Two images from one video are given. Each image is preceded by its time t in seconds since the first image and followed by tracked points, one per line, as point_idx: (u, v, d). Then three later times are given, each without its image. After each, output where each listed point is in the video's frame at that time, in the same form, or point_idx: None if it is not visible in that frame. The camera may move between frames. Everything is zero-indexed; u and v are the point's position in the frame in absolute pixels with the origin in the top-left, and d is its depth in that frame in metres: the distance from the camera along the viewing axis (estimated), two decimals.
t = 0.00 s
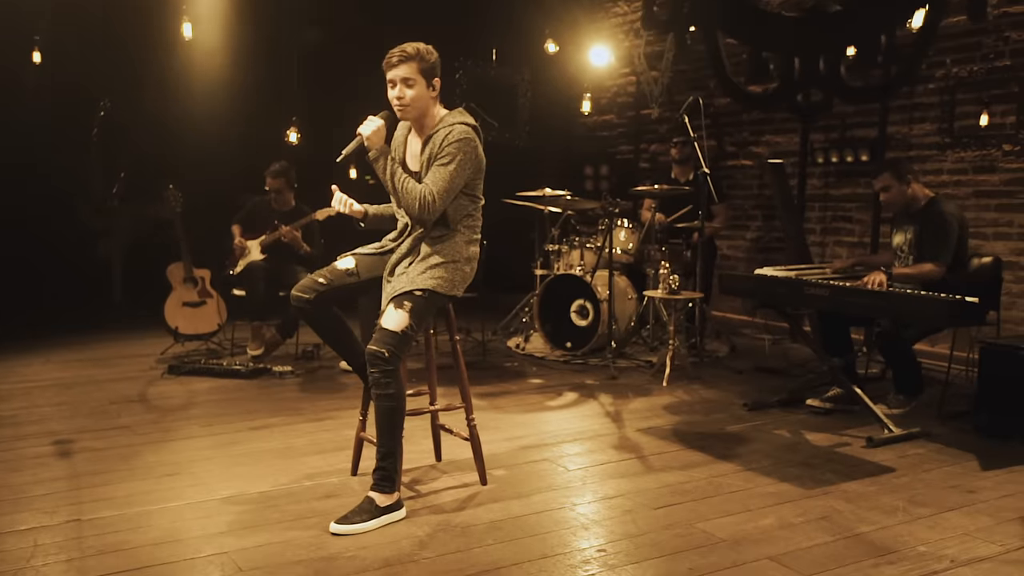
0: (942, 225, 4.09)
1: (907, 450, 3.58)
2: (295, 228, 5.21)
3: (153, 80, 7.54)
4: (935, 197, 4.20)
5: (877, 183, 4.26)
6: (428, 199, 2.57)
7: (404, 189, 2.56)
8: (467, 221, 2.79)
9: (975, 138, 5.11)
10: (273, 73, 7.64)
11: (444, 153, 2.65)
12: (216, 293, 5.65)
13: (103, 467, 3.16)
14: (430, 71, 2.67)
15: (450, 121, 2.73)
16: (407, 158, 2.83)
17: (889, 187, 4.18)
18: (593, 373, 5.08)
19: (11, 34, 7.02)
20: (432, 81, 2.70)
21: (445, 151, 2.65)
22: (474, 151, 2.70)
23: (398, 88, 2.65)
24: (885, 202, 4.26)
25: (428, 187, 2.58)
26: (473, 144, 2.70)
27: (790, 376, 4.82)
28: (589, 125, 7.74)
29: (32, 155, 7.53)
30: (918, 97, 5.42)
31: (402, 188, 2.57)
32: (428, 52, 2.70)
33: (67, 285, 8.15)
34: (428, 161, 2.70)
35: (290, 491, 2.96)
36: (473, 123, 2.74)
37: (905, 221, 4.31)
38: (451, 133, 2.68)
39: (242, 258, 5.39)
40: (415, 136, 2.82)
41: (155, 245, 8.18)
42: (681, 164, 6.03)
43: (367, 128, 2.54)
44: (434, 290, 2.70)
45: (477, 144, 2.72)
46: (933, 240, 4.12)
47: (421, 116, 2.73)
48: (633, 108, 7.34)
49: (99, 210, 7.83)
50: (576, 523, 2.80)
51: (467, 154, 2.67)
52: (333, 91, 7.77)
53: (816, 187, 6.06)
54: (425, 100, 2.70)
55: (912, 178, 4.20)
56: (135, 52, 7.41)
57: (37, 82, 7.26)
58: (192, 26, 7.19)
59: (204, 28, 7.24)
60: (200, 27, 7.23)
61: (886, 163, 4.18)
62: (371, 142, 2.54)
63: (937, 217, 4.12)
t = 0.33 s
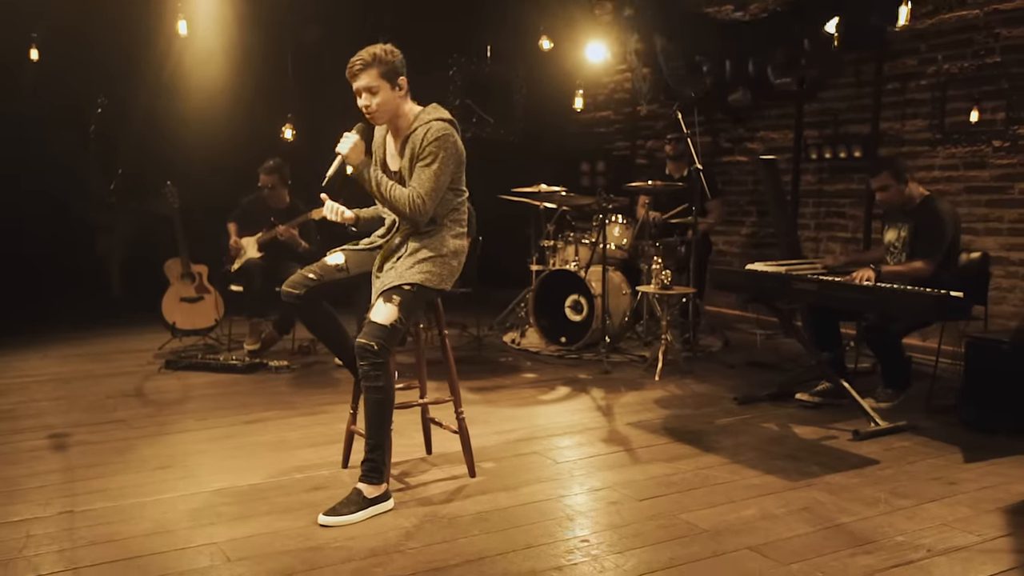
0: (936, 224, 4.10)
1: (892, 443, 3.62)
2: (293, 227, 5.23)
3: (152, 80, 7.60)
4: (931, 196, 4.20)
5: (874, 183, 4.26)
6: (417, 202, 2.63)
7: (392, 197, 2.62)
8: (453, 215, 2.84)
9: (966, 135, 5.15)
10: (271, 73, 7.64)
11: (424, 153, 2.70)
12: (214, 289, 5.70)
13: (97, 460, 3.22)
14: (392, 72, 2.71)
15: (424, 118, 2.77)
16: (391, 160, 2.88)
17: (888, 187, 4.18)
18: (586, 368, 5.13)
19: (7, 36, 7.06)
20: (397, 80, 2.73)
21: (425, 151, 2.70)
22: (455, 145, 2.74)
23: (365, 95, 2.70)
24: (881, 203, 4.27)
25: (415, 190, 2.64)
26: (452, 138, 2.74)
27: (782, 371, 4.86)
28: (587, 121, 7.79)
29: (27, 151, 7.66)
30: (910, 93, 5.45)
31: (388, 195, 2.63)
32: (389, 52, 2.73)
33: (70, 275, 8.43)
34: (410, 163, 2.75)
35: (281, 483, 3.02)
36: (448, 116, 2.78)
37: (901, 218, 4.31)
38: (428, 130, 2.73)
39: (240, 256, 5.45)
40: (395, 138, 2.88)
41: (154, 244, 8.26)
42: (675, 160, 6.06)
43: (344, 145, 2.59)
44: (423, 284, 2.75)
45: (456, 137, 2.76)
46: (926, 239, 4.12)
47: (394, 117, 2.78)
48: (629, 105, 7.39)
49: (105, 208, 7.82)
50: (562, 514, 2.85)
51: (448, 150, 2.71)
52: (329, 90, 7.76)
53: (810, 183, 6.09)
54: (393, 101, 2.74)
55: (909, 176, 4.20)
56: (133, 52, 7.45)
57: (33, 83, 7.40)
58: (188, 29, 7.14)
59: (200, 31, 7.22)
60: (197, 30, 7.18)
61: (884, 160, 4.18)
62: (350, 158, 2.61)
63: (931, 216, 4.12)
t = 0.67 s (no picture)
0: (921, 220, 4.15)
1: (876, 435, 3.68)
2: (288, 226, 5.28)
3: (149, 79, 7.69)
4: (916, 191, 4.26)
5: (860, 177, 4.30)
6: (414, 201, 2.71)
7: (389, 202, 2.71)
8: (440, 208, 2.89)
9: (954, 132, 5.20)
10: (266, 72, 7.68)
11: (409, 152, 2.77)
12: (211, 285, 5.76)
13: (93, 453, 3.28)
14: (350, 84, 2.80)
15: (399, 118, 2.83)
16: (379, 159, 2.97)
17: (874, 180, 4.22)
18: (579, 363, 5.18)
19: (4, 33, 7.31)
20: (359, 89, 2.83)
21: (409, 150, 2.77)
22: (436, 139, 2.80)
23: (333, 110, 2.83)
24: (868, 195, 4.32)
25: (409, 191, 2.72)
26: (432, 132, 2.80)
27: (772, 366, 4.91)
28: (583, 119, 7.84)
29: (27, 150, 7.82)
30: (899, 91, 5.49)
31: (385, 200, 2.71)
32: (348, 63, 2.83)
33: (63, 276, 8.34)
34: (396, 164, 2.83)
35: (274, 475, 3.08)
36: (424, 112, 2.83)
37: (886, 214, 4.38)
38: (407, 128, 2.79)
39: (237, 253, 5.47)
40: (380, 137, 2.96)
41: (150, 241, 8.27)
42: (668, 157, 6.11)
43: (328, 168, 2.73)
44: (412, 279, 2.80)
45: (436, 131, 2.82)
46: (912, 234, 4.17)
47: (368, 122, 2.88)
48: (623, 102, 7.45)
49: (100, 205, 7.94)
50: (548, 504, 2.90)
51: (431, 145, 2.77)
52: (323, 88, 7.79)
53: (802, 179, 6.14)
54: (359, 108, 2.84)
55: (894, 171, 4.26)
56: (130, 51, 7.57)
57: (31, 81, 7.58)
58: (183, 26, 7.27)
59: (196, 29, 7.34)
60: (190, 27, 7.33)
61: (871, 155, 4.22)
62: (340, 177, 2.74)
63: (915, 212, 4.18)
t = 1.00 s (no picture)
0: (905, 215, 4.21)
1: (860, 428, 3.74)
2: (284, 222, 5.39)
3: (144, 78, 7.76)
4: (900, 188, 4.33)
5: (844, 171, 4.40)
6: (417, 192, 2.79)
7: (393, 196, 2.78)
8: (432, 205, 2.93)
9: (941, 130, 5.26)
10: (260, 72, 7.74)
11: (404, 145, 2.84)
12: (206, 281, 5.81)
13: (88, 445, 3.33)
14: (333, 84, 2.87)
15: (388, 114, 2.91)
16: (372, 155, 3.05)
17: (857, 174, 4.33)
18: (569, 358, 5.24)
19: (2, 30, 7.26)
20: (342, 89, 2.89)
21: (405, 143, 2.84)
22: (427, 129, 2.88)
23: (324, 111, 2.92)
24: (852, 190, 4.40)
25: (412, 182, 2.79)
26: (421, 122, 2.88)
27: (760, 361, 4.97)
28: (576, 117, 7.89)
29: (24, 148, 7.82)
30: (888, 89, 5.55)
31: (389, 195, 2.77)
32: (329, 64, 2.89)
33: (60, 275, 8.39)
34: (391, 159, 2.90)
35: (265, 466, 3.13)
36: (410, 105, 2.91)
37: (872, 210, 4.45)
38: (397, 122, 2.87)
39: (231, 249, 5.54)
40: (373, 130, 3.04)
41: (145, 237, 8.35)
42: (658, 155, 6.16)
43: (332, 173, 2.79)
44: (398, 274, 2.85)
45: (425, 122, 2.90)
46: (895, 229, 4.23)
47: (359, 118, 2.95)
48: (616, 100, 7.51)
49: (97, 203, 7.96)
50: (535, 493, 2.96)
51: (423, 135, 2.86)
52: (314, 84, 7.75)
53: (792, 177, 6.20)
54: (345, 107, 2.91)
55: (879, 167, 4.33)
56: (126, 50, 7.64)
57: (28, 79, 7.57)
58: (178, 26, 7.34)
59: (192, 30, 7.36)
60: (186, 29, 7.37)
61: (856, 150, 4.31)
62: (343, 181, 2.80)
63: (899, 207, 4.24)
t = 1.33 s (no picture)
0: (890, 213, 4.27)
1: (842, 421, 3.81)
2: (277, 220, 5.43)
3: (139, 75, 7.78)
4: (885, 186, 4.39)
5: (837, 167, 4.41)
6: (437, 163, 2.85)
7: (416, 173, 2.83)
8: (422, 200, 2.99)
9: (927, 128, 5.32)
10: (253, 71, 7.84)
11: (405, 128, 2.93)
12: (200, 277, 5.86)
13: (84, 437, 3.38)
14: (328, 80, 2.96)
15: (378, 108, 2.99)
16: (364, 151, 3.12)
17: (850, 171, 4.32)
18: (559, 354, 5.30)
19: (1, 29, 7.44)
20: (336, 86, 2.98)
21: (407, 126, 2.92)
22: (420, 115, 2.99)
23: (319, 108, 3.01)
24: (842, 186, 4.42)
25: (430, 157, 2.86)
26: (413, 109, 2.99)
27: (747, 356, 5.04)
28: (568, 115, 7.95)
29: (20, 144, 7.92)
30: (874, 88, 5.62)
31: (410, 174, 2.83)
32: (326, 61, 2.98)
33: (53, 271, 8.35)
34: (392, 147, 2.96)
35: (257, 457, 3.18)
36: (399, 97, 3.00)
37: (856, 207, 4.51)
38: (390, 113, 2.95)
39: (228, 245, 5.54)
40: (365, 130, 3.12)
41: (139, 234, 8.29)
42: (648, 154, 6.22)
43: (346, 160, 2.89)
44: (386, 268, 2.90)
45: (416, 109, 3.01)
46: (880, 226, 4.28)
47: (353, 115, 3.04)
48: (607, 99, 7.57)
49: (92, 199, 8.06)
50: (522, 484, 3.02)
51: (419, 119, 2.96)
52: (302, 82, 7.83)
53: (780, 175, 6.26)
54: (339, 104, 2.99)
55: (869, 165, 4.37)
56: (121, 47, 7.66)
57: (25, 74, 7.68)
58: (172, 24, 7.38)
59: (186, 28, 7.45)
60: (179, 26, 7.44)
61: (851, 145, 4.31)
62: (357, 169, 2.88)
63: (884, 206, 4.30)
